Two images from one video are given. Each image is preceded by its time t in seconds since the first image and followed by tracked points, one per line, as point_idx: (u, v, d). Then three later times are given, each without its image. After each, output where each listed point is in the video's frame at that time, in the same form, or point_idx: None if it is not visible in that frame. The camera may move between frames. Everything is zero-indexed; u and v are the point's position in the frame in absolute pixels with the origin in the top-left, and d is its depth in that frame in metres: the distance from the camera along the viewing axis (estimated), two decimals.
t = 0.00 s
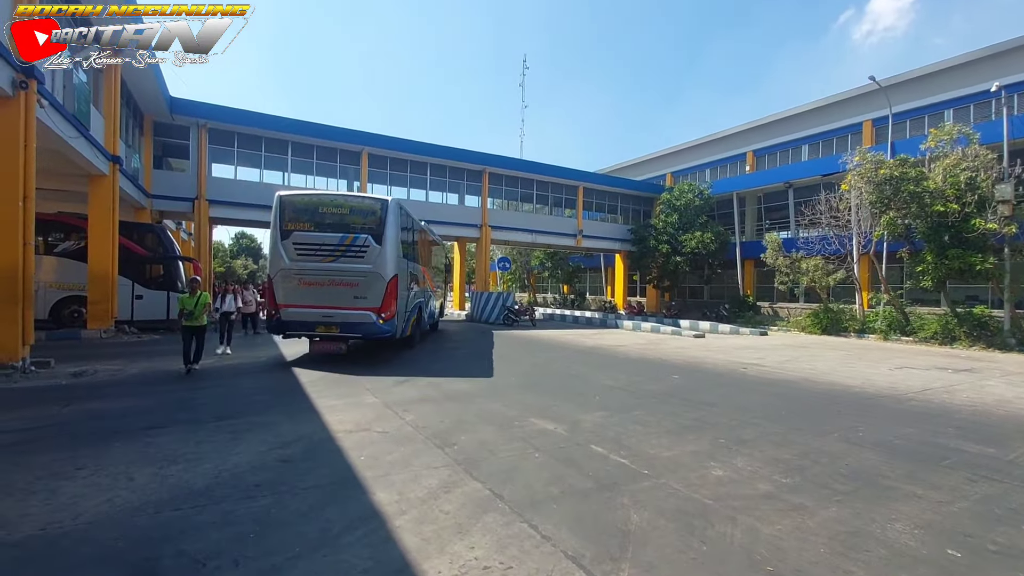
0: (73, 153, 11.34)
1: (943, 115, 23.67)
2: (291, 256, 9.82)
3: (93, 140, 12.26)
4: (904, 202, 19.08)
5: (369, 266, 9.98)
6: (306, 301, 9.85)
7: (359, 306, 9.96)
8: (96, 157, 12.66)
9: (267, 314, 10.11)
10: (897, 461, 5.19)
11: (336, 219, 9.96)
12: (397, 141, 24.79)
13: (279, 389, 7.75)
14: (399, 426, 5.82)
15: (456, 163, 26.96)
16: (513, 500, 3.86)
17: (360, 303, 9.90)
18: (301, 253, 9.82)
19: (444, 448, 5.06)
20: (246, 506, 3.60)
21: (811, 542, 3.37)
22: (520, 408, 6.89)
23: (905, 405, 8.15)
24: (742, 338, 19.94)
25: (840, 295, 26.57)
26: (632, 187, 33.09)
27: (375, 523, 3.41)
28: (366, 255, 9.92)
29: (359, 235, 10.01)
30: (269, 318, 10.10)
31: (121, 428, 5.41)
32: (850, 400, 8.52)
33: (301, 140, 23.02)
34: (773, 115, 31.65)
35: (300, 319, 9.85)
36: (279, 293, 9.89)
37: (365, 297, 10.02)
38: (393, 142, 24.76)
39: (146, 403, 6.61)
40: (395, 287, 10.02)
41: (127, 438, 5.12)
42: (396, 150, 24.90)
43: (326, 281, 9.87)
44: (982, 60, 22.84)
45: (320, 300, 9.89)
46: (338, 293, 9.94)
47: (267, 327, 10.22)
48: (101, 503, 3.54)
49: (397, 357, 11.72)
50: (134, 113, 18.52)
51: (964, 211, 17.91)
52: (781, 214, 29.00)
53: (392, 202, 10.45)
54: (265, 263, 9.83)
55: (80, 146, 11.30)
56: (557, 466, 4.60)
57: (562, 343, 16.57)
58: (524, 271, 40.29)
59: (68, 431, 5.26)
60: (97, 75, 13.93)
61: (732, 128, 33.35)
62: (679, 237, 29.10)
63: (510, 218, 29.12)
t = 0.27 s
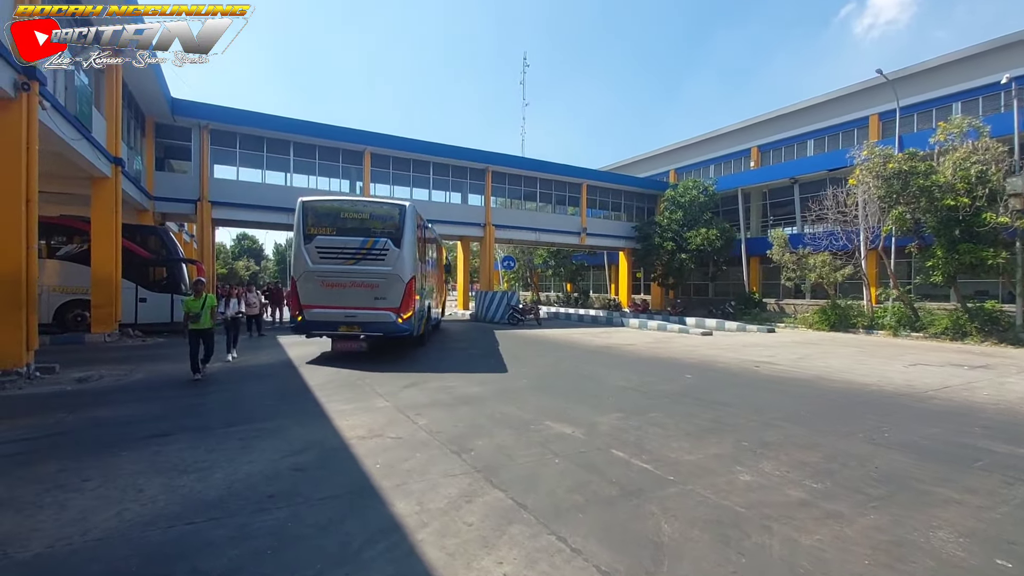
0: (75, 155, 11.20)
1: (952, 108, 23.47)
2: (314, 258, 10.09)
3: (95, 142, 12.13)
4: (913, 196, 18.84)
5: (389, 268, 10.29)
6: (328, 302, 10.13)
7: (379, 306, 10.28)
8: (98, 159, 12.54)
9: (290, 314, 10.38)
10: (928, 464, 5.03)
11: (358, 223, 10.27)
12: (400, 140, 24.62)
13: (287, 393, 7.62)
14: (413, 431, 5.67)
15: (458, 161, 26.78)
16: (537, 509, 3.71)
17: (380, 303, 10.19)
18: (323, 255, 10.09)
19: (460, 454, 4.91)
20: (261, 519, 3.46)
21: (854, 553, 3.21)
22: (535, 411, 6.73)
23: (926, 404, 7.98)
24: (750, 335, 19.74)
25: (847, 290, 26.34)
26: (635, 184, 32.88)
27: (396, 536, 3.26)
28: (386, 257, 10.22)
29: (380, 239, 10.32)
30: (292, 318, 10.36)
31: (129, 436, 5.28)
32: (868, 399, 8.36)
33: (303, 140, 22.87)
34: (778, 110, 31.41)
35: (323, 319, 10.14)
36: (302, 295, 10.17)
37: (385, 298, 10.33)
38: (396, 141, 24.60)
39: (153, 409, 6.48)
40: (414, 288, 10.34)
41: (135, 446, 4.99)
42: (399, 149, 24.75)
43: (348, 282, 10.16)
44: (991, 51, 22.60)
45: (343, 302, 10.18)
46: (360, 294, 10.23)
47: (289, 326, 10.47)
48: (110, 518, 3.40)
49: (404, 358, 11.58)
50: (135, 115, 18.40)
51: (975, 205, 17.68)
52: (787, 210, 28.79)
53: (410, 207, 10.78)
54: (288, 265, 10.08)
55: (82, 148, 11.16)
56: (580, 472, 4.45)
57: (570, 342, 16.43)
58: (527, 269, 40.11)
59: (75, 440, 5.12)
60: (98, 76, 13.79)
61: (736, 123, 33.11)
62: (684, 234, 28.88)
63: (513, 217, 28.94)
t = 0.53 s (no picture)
0: (74, 155, 11.04)
1: (958, 99, 23.28)
2: (332, 260, 10.61)
3: (95, 143, 11.97)
4: (920, 189, 18.62)
5: (404, 269, 10.82)
6: (347, 301, 10.65)
7: (395, 305, 10.82)
8: (98, 160, 12.37)
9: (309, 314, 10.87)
10: (959, 461, 4.87)
11: (374, 226, 10.78)
12: (401, 138, 24.44)
13: (293, 395, 7.47)
14: (425, 433, 5.52)
15: (460, 159, 26.60)
16: (561, 515, 3.55)
17: (397, 301, 10.74)
18: (342, 257, 10.62)
19: (476, 457, 4.75)
20: (273, 528, 3.30)
21: (898, 559, 3.05)
22: (548, 410, 6.58)
23: (946, 399, 7.82)
24: (757, 331, 19.56)
25: (853, 285, 26.15)
26: (637, 181, 32.67)
27: (416, 546, 3.10)
28: (401, 258, 10.75)
29: (395, 240, 10.84)
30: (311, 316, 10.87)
31: (133, 442, 5.13)
32: (885, 394, 8.21)
33: (304, 139, 22.71)
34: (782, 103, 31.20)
35: (342, 317, 10.66)
36: (321, 294, 10.68)
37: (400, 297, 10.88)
38: (397, 139, 24.42)
39: (157, 414, 6.33)
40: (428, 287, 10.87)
41: (139, 452, 4.83)
42: (400, 147, 24.58)
43: (365, 282, 10.69)
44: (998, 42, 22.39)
45: (360, 301, 10.70)
46: (376, 293, 10.78)
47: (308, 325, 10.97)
48: (115, 529, 3.25)
49: (410, 358, 11.43)
50: (135, 115, 18.23)
51: (983, 197, 17.48)
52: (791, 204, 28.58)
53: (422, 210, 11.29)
54: (308, 266, 10.60)
55: (81, 149, 11.01)
56: (601, 474, 4.29)
57: (576, 340, 16.28)
58: (529, 267, 39.93)
59: (77, 446, 4.97)
60: (97, 75, 13.61)
61: (740, 117, 32.91)
62: (687, 230, 28.67)
63: (516, 214, 28.75)
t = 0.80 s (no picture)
0: (103, 169, 11.23)
1: (994, 75, 22.25)
2: (369, 266, 11.45)
3: (123, 156, 12.17)
4: (957, 170, 17.81)
5: (435, 272, 11.65)
6: (383, 304, 11.44)
7: (429, 305, 11.59)
8: (126, 173, 12.55)
9: (348, 317, 11.63)
10: None
11: (406, 233, 11.64)
12: (418, 140, 24.44)
13: (324, 402, 7.43)
14: (459, 439, 5.39)
15: (478, 159, 26.49)
16: (611, 526, 3.37)
17: (430, 302, 11.51)
18: (377, 262, 11.46)
19: (514, 464, 4.60)
20: (313, 545, 3.19)
21: (987, 573, 2.80)
22: (583, 412, 6.39)
23: (1004, 391, 7.39)
24: (788, 324, 19.02)
25: (887, 273, 25.27)
26: (658, 173, 32.11)
27: (462, 562, 2.96)
28: (433, 261, 11.57)
29: (426, 245, 11.68)
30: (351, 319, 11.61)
31: (168, 454, 5.11)
32: (935, 387, 7.80)
33: (323, 145, 22.87)
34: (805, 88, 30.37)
35: (379, 319, 11.43)
36: (360, 298, 11.46)
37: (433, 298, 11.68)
38: (415, 141, 24.43)
39: (191, 424, 6.33)
40: (459, 288, 11.63)
41: (176, 464, 4.80)
42: (418, 149, 24.59)
43: (401, 285, 11.49)
44: None
45: (396, 302, 11.48)
46: (410, 296, 11.59)
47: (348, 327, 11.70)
48: (154, 549, 3.18)
49: (437, 361, 11.35)
50: (160, 128, 18.56)
51: None
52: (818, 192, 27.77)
53: (450, 217, 12.16)
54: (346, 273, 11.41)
55: (109, 163, 11.18)
56: (648, 481, 4.09)
57: (603, 338, 16.04)
58: (550, 265, 39.68)
59: (115, 459, 4.97)
60: (123, 89, 13.87)
61: (762, 104, 32.11)
62: (711, 222, 28.06)
63: (535, 212, 28.55)
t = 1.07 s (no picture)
0: (128, 153, 11.31)
1: None
2: (395, 262, 12.12)
3: (148, 141, 12.27)
4: (990, 189, 17.27)
5: (457, 271, 12.32)
6: (407, 299, 12.12)
7: (450, 303, 12.27)
8: (151, 158, 12.64)
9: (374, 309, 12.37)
10: None
11: (432, 232, 12.33)
12: (439, 137, 24.39)
13: (338, 395, 7.36)
14: (475, 441, 5.26)
15: (498, 158, 26.38)
16: (636, 543, 3.22)
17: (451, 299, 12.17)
18: (403, 259, 12.13)
19: (532, 471, 4.46)
20: (327, 545, 3.09)
21: None
22: (601, 420, 6.23)
23: None
24: (807, 338, 18.65)
25: (910, 291, 24.68)
26: (678, 180, 31.74)
27: (481, 574, 2.83)
28: (456, 261, 12.24)
29: (450, 245, 12.38)
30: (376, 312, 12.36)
31: (181, 441, 5.05)
32: (966, 412, 7.53)
33: (345, 138, 22.94)
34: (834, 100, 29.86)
35: (402, 313, 12.15)
36: (386, 293, 12.18)
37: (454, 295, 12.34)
38: (436, 138, 24.39)
39: (205, 411, 6.29)
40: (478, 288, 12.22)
41: (189, 452, 4.74)
42: (438, 146, 24.55)
43: (425, 282, 12.16)
44: None
45: (419, 299, 12.18)
46: (433, 292, 12.26)
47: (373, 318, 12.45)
48: (165, 540, 3.10)
49: (450, 359, 11.25)
50: (186, 114, 18.71)
51: None
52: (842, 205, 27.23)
53: (473, 219, 12.84)
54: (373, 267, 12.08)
55: (135, 147, 11.27)
56: (672, 496, 3.94)
57: (617, 343, 15.84)
58: (564, 268, 39.47)
59: (128, 444, 4.92)
60: (152, 76, 13.99)
61: (788, 115, 31.61)
62: (731, 232, 27.66)
63: (553, 214, 28.37)
